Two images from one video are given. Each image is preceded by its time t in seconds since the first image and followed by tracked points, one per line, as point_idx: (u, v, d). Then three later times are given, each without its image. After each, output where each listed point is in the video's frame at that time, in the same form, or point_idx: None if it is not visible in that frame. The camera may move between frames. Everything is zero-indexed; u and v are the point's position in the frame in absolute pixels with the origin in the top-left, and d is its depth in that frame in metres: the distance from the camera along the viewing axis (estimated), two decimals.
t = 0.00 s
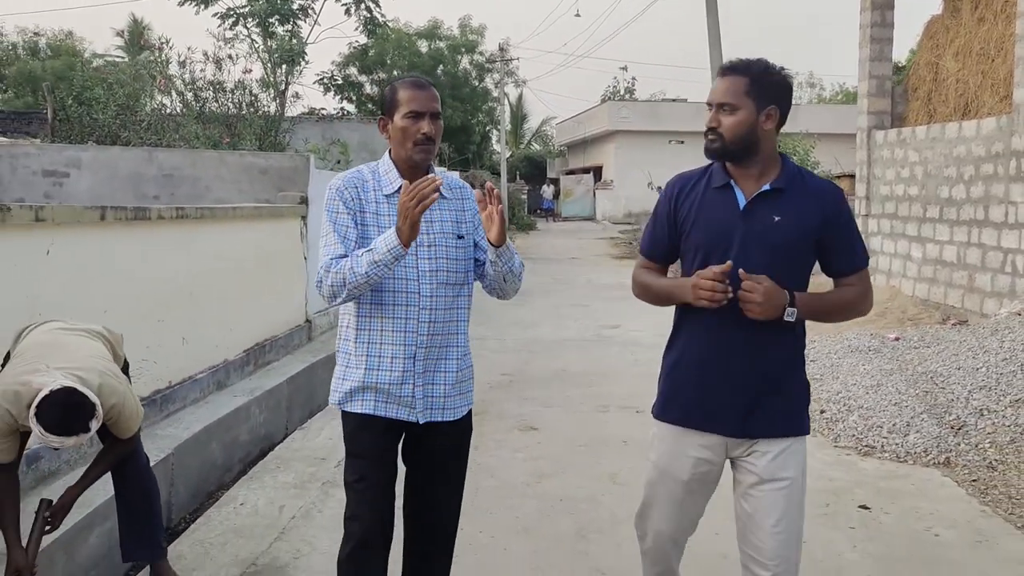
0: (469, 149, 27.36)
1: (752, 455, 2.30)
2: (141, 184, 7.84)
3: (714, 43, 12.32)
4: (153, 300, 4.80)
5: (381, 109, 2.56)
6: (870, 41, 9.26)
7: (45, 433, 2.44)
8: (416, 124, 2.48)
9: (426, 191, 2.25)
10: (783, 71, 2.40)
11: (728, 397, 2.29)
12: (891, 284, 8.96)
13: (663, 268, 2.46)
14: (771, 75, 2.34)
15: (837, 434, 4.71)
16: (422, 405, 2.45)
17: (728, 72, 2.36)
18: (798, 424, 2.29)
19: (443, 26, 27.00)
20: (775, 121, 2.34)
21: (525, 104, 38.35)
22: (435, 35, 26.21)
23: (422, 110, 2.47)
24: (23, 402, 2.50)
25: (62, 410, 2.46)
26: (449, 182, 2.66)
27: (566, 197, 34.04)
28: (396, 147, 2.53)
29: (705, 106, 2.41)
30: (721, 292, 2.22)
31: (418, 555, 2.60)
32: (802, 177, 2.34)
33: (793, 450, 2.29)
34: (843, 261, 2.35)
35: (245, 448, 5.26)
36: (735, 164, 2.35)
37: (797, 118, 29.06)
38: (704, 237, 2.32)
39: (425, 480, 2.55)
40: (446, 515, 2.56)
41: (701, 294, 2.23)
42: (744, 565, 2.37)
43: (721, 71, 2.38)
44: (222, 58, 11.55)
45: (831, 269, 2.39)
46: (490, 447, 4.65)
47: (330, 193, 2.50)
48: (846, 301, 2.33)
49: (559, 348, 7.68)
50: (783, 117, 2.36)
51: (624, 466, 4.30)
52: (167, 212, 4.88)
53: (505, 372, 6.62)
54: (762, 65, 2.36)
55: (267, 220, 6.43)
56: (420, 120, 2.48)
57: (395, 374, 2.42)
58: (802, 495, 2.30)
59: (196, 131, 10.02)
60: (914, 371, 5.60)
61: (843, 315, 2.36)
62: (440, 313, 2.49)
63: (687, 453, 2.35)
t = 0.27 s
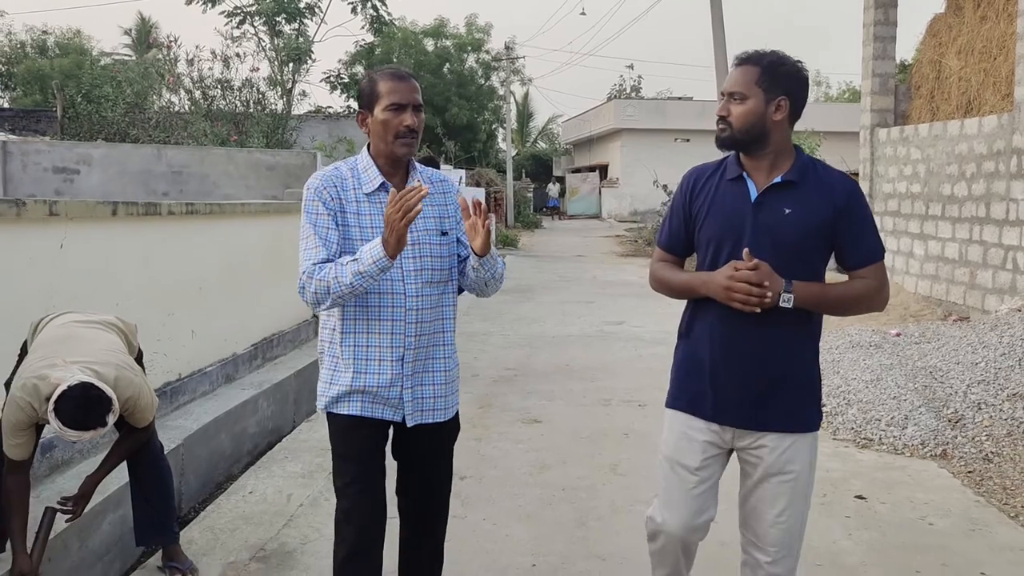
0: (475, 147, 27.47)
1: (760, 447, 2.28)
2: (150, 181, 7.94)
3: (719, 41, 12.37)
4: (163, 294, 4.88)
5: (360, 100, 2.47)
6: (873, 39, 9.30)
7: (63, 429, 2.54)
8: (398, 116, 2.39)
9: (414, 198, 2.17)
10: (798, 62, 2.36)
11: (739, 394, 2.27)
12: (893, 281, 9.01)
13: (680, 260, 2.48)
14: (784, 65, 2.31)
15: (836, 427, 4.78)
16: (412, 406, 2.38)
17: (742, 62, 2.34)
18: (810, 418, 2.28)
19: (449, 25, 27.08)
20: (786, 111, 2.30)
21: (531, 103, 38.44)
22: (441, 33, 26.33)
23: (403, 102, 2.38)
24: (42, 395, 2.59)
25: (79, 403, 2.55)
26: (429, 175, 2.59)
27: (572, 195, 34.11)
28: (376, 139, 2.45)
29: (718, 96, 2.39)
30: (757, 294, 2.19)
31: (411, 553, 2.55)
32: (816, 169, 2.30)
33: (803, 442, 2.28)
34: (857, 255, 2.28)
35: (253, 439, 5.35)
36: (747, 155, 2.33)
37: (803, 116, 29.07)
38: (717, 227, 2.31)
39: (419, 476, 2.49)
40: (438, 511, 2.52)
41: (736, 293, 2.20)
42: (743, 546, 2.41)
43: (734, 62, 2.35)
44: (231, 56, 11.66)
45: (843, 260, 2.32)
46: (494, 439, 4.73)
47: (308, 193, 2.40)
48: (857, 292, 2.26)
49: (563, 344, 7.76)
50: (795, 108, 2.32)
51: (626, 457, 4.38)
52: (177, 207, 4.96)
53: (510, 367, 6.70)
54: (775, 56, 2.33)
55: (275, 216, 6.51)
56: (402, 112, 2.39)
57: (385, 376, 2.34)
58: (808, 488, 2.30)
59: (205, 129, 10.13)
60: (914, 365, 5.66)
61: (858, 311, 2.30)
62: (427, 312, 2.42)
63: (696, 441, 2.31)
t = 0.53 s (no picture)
0: (481, 147, 27.51)
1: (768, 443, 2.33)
2: (160, 180, 8.04)
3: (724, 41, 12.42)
4: (173, 290, 4.96)
5: (342, 88, 2.38)
6: (877, 39, 9.34)
7: (87, 421, 2.62)
8: (384, 104, 2.32)
9: (403, 226, 2.08)
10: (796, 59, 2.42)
11: (745, 393, 2.30)
12: (897, 280, 9.05)
13: (679, 259, 2.52)
14: (782, 62, 2.36)
15: (836, 424, 4.84)
16: (396, 405, 2.34)
17: (741, 59, 2.39)
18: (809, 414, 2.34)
19: (455, 25, 27.13)
20: (783, 107, 2.35)
21: (537, 103, 38.47)
22: (448, 33, 26.38)
23: (388, 89, 2.31)
24: (63, 388, 2.67)
25: (102, 395, 2.62)
26: (411, 167, 2.52)
27: (578, 195, 34.14)
28: (359, 128, 2.36)
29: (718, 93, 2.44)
30: (764, 300, 2.22)
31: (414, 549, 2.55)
32: (816, 166, 2.35)
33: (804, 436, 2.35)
34: (857, 251, 2.35)
35: (262, 434, 5.43)
36: (747, 153, 2.39)
37: (810, 117, 29.03)
38: (718, 228, 2.35)
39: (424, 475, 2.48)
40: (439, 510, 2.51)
41: (742, 299, 2.23)
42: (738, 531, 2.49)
43: (733, 59, 2.41)
44: (239, 56, 11.74)
45: (843, 255, 2.38)
46: (499, 434, 4.80)
47: (288, 185, 2.30)
48: (860, 288, 2.33)
49: (567, 342, 7.82)
50: (792, 104, 2.37)
51: (629, 452, 4.44)
52: (187, 205, 5.03)
53: (515, 364, 6.77)
54: (772, 52, 2.38)
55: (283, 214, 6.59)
56: (388, 99, 2.32)
57: (369, 377, 2.31)
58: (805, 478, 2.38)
59: (213, 128, 10.22)
60: (916, 363, 5.71)
61: (857, 305, 2.37)
62: (411, 309, 2.37)
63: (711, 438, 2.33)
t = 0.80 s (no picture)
0: (488, 145, 27.57)
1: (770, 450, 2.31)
2: (170, 177, 8.12)
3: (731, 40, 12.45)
4: (184, 287, 5.02)
5: (337, 81, 2.31)
6: (883, 38, 9.37)
7: (106, 413, 2.69)
8: (384, 99, 2.26)
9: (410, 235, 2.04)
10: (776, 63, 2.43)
11: (748, 400, 2.26)
12: (903, 278, 9.07)
13: (666, 267, 2.45)
14: (764, 65, 2.37)
15: (840, 420, 4.88)
16: (395, 404, 2.24)
17: (723, 61, 2.38)
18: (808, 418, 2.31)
19: (463, 22, 27.19)
20: (767, 109, 2.35)
21: (544, 101, 38.51)
22: (455, 31, 26.44)
23: (389, 84, 2.25)
24: (82, 381, 2.75)
25: (121, 389, 2.69)
26: (408, 163, 2.43)
27: (585, 193, 34.17)
28: (356, 124, 2.29)
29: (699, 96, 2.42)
30: (766, 307, 2.19)
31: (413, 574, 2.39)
32: (803, 167, 2.36)
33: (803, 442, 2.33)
34: (851, 251, 2.38)
35: (270, 429, 5.50)
36: (733, 156, 2.37)
37: (818, 115, 28.99)
38: (711, 233, 2.32)
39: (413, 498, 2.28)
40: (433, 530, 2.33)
41: (743, 308, 2.18)
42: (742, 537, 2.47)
43: (714, 62, 2.40)
44: (248, 55, 11.83)
45: (836, 254, 2.41)
46: (504, 429, 4.85)
47: (282, 182, 2.23)
48: (854, 288, 2.38)
49: (573, 339, 7.87)
50: (775, 106, 2.37)
51: (633, 447, 4.49)
52: (197, 203, 5.10)
53: (521, 360, 6.82)
54: (754, 56, 2.39)
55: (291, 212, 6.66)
56: (388, 95, 2.26)
57: (365, 376, 2.22)
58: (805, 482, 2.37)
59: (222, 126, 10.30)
60: (919, 360, 5.75)
61: (848, 305, 2.42)
62: (409, 306, 2.28)
63: (716, 452, 2.28)
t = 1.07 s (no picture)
0: (492, 145, 27.60)
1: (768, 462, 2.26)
2: (178, 179, 8.18)
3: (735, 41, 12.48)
4: (192, 289, 5.07)
5: (347, 91, 2.34)
6: (887, 40, 9.40)
7: (118, 413, 2.74)
8: (395, 109, 2.30)
9: (433, 252, 2.09)
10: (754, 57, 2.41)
11: (736, 404, 2.23)
12: (906, 280, 9.08)
13: (647, 272, 2.42)
14: (740, 59, 2.34)
15: (842, 422, 4.91)
16: (403, 415, 2.27)
17: (698, 58, 2.36)
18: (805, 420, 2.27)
19: (467, 24, 27.24)
20: (746, 104, 2.33)
21: (548, 101, 38.54)
22: (459, 32, 26.49)
23: (399, 95, 2.29)
24: (94, 383, 2.79)
25: (132, 389, 2.74)
26: (418, 172, 2.48)
27: (589, 194, 34.19)
28: (366, 132, 2.33)
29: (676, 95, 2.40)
30: (752, 305, 2.15)
31: None
32: (786, 163, 2.34)
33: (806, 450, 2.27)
34: (835, 249, 2.36)
35: (277, 430, 5.55)
36: (713, 154, 2.34)
37: (823, 116, 28.98)
38: (694, 233, 2.29)
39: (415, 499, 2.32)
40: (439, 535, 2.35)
41: (730, 306, 2.15)
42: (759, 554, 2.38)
43: (688, 60, 2.38)
44: (253, 56, 11.88)
45: (821, 253, 2.39)
46: (509, 430, 4.89)
47: (293, 187, 2.27)
48: (843, 287, 2.37)
49: (577, 340, 7.90)
50: (754, 101, 2.35)
51: (637, 449, 4.53)
52: (206, 206, 5.15)
53: (525, 362, 6.86)
54: (728, 50, 2.37)
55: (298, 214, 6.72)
56: (399, 105, 2.30)
57: (370, 387, 2.25)
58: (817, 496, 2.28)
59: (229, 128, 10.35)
60: (921, 363, 5.78)
61: (836, 304, 2.40)
62: (417, 316, 2.31)
63: (702, 464, 2.28)
